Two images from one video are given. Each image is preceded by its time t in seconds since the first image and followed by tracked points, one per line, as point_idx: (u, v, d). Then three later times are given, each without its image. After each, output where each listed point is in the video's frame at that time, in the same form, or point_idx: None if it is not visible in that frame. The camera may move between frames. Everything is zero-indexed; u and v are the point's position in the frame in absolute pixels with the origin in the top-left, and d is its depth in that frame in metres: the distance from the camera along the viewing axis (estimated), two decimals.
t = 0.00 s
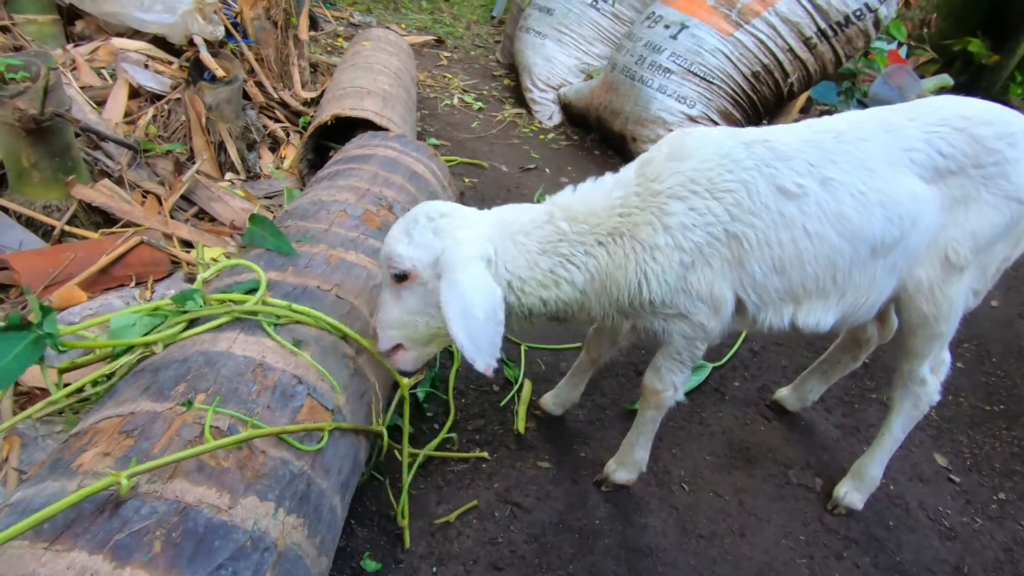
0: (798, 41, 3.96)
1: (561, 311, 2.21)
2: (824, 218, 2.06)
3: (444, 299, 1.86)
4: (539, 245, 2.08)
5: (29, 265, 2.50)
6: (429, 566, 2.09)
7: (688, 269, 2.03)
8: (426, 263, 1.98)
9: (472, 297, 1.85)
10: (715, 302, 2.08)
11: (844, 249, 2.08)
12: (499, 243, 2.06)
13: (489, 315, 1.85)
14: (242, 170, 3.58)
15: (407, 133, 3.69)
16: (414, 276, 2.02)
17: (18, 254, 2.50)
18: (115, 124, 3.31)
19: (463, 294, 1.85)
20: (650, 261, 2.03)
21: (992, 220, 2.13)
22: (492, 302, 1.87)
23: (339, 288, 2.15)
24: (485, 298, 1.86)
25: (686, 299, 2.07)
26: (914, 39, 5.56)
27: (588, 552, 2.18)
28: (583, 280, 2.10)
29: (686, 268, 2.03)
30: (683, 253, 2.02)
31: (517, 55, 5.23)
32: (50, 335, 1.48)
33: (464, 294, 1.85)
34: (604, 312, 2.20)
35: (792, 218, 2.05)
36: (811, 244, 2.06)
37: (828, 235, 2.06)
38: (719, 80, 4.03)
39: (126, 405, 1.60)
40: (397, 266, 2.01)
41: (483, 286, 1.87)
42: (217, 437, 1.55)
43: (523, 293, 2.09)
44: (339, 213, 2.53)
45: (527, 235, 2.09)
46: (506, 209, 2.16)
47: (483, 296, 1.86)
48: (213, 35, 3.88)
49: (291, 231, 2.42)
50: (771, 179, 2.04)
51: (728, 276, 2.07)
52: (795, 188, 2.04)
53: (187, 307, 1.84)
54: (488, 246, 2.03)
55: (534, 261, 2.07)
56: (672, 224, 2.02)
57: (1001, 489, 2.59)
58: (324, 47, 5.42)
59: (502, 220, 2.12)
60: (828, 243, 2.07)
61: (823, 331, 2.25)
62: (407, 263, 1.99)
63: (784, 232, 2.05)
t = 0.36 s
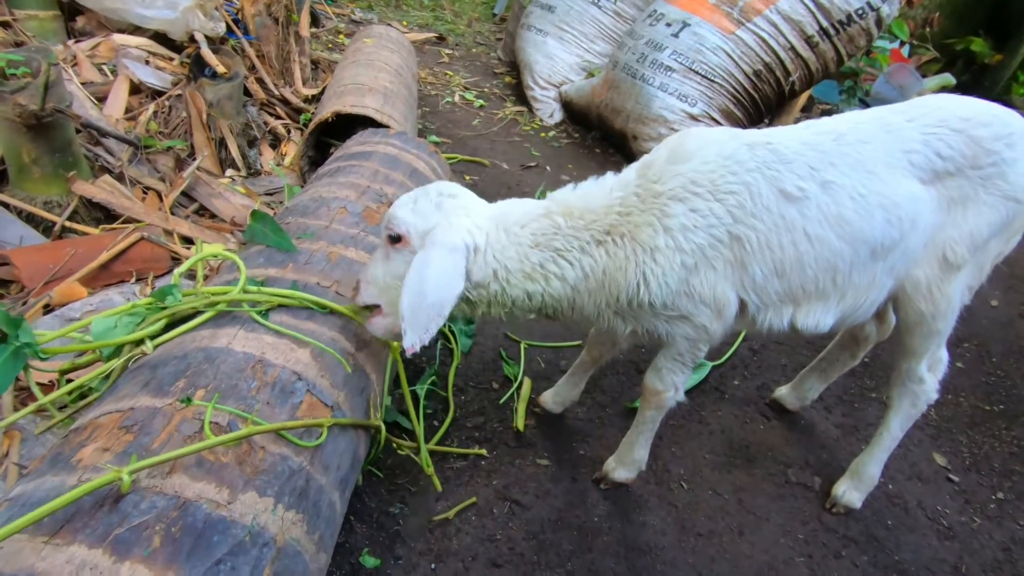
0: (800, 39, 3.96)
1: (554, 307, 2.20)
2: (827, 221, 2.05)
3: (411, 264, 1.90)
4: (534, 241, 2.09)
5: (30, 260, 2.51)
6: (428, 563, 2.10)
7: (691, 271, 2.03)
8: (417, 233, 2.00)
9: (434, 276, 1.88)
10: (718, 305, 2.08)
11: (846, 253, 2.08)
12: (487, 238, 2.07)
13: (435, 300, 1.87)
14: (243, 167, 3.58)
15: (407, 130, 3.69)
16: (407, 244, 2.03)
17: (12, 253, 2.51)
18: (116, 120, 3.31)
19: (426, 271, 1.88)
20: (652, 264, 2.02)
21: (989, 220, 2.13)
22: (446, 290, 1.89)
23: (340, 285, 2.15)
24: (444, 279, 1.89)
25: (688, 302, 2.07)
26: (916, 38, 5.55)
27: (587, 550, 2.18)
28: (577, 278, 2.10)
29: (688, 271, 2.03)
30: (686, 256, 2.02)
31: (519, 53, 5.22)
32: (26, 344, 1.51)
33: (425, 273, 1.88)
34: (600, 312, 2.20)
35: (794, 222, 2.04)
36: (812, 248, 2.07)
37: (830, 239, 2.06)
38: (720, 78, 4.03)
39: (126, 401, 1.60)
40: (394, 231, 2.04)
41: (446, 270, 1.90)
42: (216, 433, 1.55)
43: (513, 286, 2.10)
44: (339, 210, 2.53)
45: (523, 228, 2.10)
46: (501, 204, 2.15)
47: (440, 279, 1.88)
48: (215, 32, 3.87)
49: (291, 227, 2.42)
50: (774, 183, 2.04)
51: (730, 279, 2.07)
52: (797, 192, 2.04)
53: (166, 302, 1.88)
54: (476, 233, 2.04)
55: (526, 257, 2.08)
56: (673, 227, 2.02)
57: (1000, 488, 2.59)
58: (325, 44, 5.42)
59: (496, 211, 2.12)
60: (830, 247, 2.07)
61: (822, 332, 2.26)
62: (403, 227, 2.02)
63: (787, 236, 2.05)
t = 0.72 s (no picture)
0: (802, 39, 3.96)
1: (549, 298, 2.23)
2: (820, 218, 2.06)
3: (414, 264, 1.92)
4: (529, 232, 2.11)
5: (34, 256, 2.52)
6: (430, 560, 2.11)
7: (679, 264, 2.04)
8: (417, 231, 2.00)
9: (437, 275, 1.90)
10: (710, 298, 2.09)
11: (840, 250, 2.09)
12: (487, 229, 2.08)
13: (439, 300, 1.89)
14: (246, 164, 3.59)
15: (410, 129, 3.70)
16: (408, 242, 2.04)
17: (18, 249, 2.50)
18: (119, 117, 3.31)
19: (429, 271, 1.89)
20: (640, 255, 2.04)
21: (988, 220, 2.13)
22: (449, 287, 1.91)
23: (343, 283, 2.16)
24: (447, 278, 1.91)
25: (677, 295, 2.08)
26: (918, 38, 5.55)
27: (588, 547, 2.19)
28: (569, 267, 2.12)
29: (678, 263, 2.04)
30: (674, 249, 2.03)
31: (521, 51, 5.22)
32: (32, 341, 1.51)
33: (429, 272, 1.89)
34: (592, 303, 2.21)
35: (786, 218, 2.05)
36: (804, 244, 2.07)
37: (824, 236, 2.07)
38: (722, 77, 4.03)
39: (131, 396, 1.61)
40: (394, 230, 2.04)
41: (449, 268, 1.92)
42: (221, 429, 1.56)
43: (510, 276, 2.11)
44: (343, 208, 2.53)
45: (518, 218, 2.12)
46: (498, 194, 2.18)
47: (444, 278, 1.90)
48: (218, 29, 3.90)
49: (295, 225, 2.43)
50: (765, 178, 2.05)
51: (721, 273, 2.08)
52: (789, 188, 2.04)
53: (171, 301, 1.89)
54: (473, 224, 2.06)
55: (522, 247, 2.10)
56: (662, 219, 2.04)
57: (1000, 488, 2.60)
58: (327, 42, 5.42)
59: (492, 201, 2.15)
60: (823, 243, 2.07)
61: (818, 330, 2.26)
62: (403, 227, 2.02)
63: (778, 232, 2.05)
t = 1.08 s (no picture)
0: (806, 38, 3.96)
1: (540, 267, 2.24)
2: (809, 210, 2.05)
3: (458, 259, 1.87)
4: (534, 209, 2.10)
5: (39, 255, 2.52)
6: (434, 558, 2.11)
7: (665, 248, 2.05)
8: (438, 224, 1.93)
9: (487, 257, 1.87)
10: (694, 285, 2.09)
11: (828, 242, 2.07)
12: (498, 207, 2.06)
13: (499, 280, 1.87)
14: (249, 162, 3.59)
15: (413, 127, 3.70)
16: (425, 235, 1.97)
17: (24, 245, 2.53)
18: (123, 115, 3.32)
19: (477, 257, 1.87)
20: (628, 236, 2.05)
21: (986, 219, 2.09)
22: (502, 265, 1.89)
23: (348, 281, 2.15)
24: (497, 259, 1.88)
25: (662, 280, 2.09)
26: (922, 37, 5.54)
27: (592, 546, 2.19)
28: (563, 245, 2.13)
29: (664, 248, 2.05)
30: (661, 234, 2.04)
31: (524, 50, 5.22)
32: (24, 351, 1.51)
33: (479, 255, 1.87)
34: (582, 281, 2.23)
35: (774, 208, 2.05)
36: (792, 235, 2.06)
37: (812, 227, 2.06)
38: (726, 77, 4.02)
39: (137, 394, 1.61)
40: (407, 227, 1.94)
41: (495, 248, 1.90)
42: (227, 427, 1.56)
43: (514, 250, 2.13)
44: (347, 206, 2.53)
45: (521, 197, 2.10)
46: (500, 164, 2.15)
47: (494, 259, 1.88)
48: (221, 27, 3.91)
49: (299, 223, 2.43)
50: (755, 169, 2.05)
51: (706, 259, 2.08)
52: (779, 179, 2.04)
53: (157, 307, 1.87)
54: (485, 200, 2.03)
55: (528, 225, 2.09)
56: (652, 204, 2.05)
57: (1004, 488, 2.60)
58: (330, 40, 5.42)
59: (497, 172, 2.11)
60: (811, 234, 2.06)
61: (807, 322, 2.25)
62: (418, 223, 1.93)
63: (766, 221, 2.05)
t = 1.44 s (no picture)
0: (810, 37, 3.95)
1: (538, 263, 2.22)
2: (790, 200, 2.06)
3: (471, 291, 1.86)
4: (528, 212, 2.07)
5: (41, 251, 2.52)
6: (435, 556, 2.10)
7: (653, 240, 2.07)
8: (441, 266, 1.92)
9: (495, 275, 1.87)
10: (671, 274, 2.11)
11: (806, 233, 2.08)
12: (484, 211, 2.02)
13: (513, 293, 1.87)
14: (251, 159, 3.58)
15: (415, 125, 3.69)
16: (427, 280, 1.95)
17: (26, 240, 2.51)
18: (125, 112, 3.31)
19: (488, 282, 1.86)
20: (619, 227, 2.05)
21: (969, 216, 2.06)
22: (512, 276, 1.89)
23: (350, 278, 2.15)
24: (504, 274, 1.88)
25: (643, 269, 2.10)
26: (925, 36, 5.53)
27: (594, 545, 2.19)
28: (558, 240, 2.11)
29: (648, 238, 2.06)
30: (646, 223, 2.05)
31: (526, 48, 5.21)
32: (66, 322, 1.50)
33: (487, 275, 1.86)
34: (574, 271, 2.22)
35: (756, 197, 2.06)
36: (772, 224, 2.07)
37: (792, 217, 2.07)
38: (729, 75, 4.01)
39: (139, 390, 1.61)
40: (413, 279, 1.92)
41: (499, 265, 1.88)
42: (228, 424, 1.56)
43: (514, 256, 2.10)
44: (349, 204, 2.53)
45: (514, 204, 2.06)
46: (487, 171, 2.12)
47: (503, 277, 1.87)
48: (224, 24, 3.91)
49: (301, 220, 2.42)
50: (739, 158, 2.06)
51: (687, 250, 2.09)
52: (761, 168, 2.05)
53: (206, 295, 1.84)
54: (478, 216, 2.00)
55: (523, 229, 2.06)
56: (643, 193, 2.05)
57: (1008, 489, 2.59)
58: (332, 38, 5.41)
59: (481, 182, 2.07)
60: (790, 225, 2.07)
61: (787, 311, 2.25)
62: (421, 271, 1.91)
63: (747, 209, 2.07)
